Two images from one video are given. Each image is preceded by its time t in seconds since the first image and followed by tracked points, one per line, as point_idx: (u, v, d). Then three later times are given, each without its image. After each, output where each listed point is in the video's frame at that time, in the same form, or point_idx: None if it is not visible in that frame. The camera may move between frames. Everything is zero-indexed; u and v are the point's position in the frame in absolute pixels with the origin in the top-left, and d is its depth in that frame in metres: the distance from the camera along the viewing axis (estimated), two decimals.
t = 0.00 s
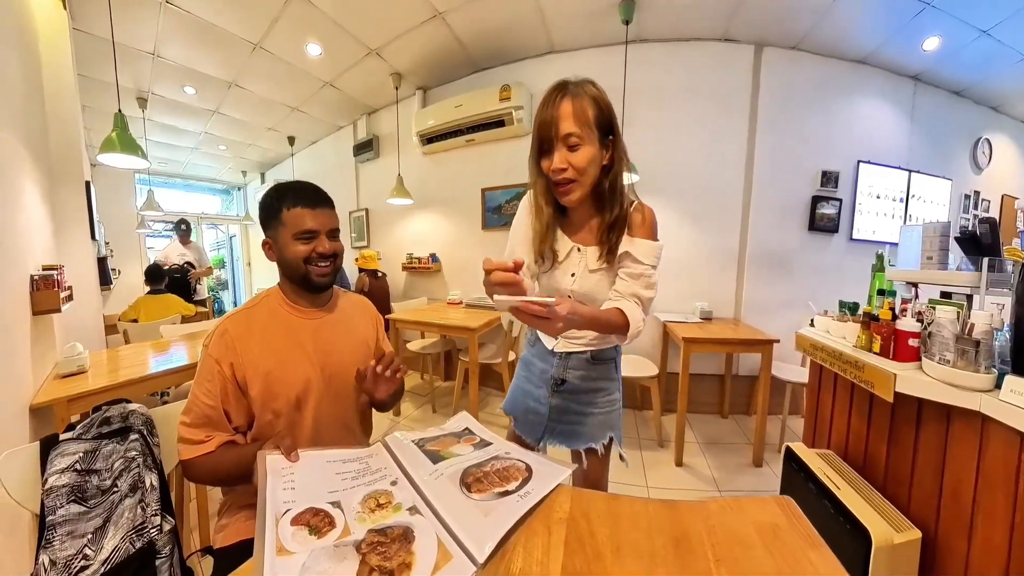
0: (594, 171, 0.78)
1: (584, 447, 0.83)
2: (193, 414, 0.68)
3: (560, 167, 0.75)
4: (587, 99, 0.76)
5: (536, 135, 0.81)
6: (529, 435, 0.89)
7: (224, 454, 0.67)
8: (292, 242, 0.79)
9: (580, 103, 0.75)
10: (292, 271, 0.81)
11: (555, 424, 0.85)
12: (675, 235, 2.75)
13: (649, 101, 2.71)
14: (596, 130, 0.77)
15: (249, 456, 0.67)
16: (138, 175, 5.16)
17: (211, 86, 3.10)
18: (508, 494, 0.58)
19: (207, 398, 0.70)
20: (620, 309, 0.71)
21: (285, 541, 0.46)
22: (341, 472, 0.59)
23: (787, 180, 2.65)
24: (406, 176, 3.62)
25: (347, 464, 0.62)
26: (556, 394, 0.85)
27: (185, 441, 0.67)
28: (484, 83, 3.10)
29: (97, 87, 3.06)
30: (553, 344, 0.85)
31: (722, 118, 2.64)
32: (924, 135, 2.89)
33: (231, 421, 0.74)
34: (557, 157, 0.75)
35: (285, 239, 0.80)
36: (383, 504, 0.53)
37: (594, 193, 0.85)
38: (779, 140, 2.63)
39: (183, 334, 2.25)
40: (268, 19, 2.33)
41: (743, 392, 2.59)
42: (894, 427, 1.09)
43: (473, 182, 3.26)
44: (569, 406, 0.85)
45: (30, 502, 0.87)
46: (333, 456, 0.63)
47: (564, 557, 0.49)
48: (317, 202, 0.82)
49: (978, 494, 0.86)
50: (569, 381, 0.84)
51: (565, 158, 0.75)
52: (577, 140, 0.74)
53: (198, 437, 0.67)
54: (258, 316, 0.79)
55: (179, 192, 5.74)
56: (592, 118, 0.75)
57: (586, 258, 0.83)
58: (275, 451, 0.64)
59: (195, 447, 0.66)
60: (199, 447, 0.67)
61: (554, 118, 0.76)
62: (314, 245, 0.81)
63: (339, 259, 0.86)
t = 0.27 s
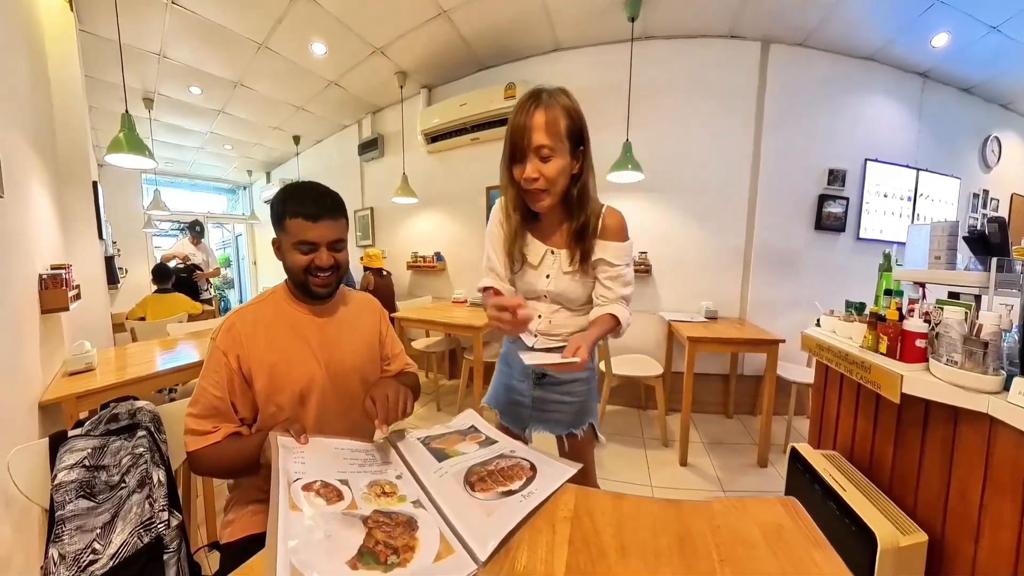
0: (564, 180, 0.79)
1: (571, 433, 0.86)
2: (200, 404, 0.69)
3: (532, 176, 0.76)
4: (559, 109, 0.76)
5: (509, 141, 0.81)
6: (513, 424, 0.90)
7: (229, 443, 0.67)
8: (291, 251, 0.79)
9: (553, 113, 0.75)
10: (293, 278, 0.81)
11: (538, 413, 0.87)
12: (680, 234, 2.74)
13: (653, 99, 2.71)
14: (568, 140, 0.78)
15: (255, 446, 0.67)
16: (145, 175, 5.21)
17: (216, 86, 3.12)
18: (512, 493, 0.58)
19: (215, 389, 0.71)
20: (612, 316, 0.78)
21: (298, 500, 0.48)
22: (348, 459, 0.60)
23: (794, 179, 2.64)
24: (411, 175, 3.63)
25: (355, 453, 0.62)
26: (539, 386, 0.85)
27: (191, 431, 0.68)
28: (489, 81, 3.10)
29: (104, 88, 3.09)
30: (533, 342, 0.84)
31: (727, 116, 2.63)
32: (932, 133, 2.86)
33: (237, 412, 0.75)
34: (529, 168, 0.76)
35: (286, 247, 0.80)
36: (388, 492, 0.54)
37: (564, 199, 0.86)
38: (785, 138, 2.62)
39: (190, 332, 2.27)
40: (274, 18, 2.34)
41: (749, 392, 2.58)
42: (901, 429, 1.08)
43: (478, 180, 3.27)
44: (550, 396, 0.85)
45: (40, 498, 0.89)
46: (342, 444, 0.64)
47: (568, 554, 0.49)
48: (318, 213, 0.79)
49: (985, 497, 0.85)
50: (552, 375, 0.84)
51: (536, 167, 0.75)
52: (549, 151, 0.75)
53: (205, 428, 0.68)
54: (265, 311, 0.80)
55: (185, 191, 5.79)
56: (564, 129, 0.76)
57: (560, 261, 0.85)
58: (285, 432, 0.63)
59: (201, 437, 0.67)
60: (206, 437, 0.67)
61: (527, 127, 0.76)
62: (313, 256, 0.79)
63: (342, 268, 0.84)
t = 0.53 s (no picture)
0: (559, 188, 0.81)
1: (553, 423, 0.85)
2: (208, 398, 0.70)
3: (530, 183, 0.77)
4: (560, 120, 0.77)
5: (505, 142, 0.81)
6: (502, 413, 0.91)
7: (237, 437, 0.67)
8: (309, 248, 0.80)
9: (556, 125, 0.76)
10: (308, 277, 0.82)
11: (526, 404, 0.87)
12: (685, 233, 2.73)
13: (658, 98, 2.70)
14: (566, 153, 0.79)
15: (261, 441, 0.67)
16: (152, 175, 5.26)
17: (222, 86, 3.14)
18: (515, 491, 0.58)
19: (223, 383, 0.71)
20: (596, 326, 0.82)
21: (307, 480, 0.50)
22: (355, 452, 0.61)
23: (801, 177, 2.62)
24: (416, 174, 3.65)
25: (361, 446, 0.63)
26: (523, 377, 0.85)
27: (199, 424, 0.68)
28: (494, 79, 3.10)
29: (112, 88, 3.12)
30: (519, 336, 0.90)
31: (733, 114, 2.61)
32: (940, 131, 2.83)
33: (244, 407, 0.75)
34: (525, 173, 0.76)
35: (303, 245, 0.80)
36: (392, 487, 0.55)
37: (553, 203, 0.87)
38: (792, 135, 2.60)
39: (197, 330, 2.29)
40: (279, 17, 2.35)
41: (754, 392, 2.57)
42: (907, 431, 1.07)
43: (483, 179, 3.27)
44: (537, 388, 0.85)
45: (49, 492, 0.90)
46: (349, 438, 0.64)
47: (571, 552, 0.49)
48: (337, 212, 0.81)
49: (993, 499, 0.85)
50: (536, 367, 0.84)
51: (534, 174, 0.76)
52: (549, 161, 0.76)
53: (212, 421, 0.69)
54: (273, 307, 0.81)
55: (191, 190, 5.84)
56: (564, 142, 0.77)
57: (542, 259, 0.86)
58: (295, 424, 0.63)
59: (209, 430, 0.68)
60: (213, 430, 0.68)
61: (529, 133, 0.76)
62: (330, 256, 0.80)
63: (355, 268, 0.85)
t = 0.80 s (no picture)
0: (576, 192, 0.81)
1: (561, 418, 0.85)
2: (214, 395, 0.70)
3: (549, 182, 0.76)
4: (585, 125, 0.76)
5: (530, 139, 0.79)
6: (510, 409, 0.91)
7: (244, 434, 0.68)
8: (321, 247, 0.80)
9: (582, 130, 0.76)
10: (319, 275, 0.82)
11: (535, 400, 0.87)
12: (690, 232, 2.72)
13: (663, 96, 2.69)
14: (586, 159, 0.79)
15: (267, 438, 0.67)
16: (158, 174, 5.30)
17: (227, 86, 3.16)
18: (519, 490, 0.58)
19: (229, 380, 0.72)
20: (598, 328, 0.81)
21: (312, 480, 0.50)
22: (360, 449, 0.61)
23: (807, 176, 2.61)
24: (420, 172, 3.66)
25: (366, 444, 0.63)
26: (534, 373, 0.86)
27: (205, 420, 0.69)
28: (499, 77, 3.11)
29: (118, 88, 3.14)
30: (529, 334, 0.91)
31: (738, 112, 2.60)
32: (949, 129, 2.81)
33: (250, 404, 0.76)
34: (546, 172, 0.76)
35: (315, 243, 0.80)
36: (397, 484, 0.55)
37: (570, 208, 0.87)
38: (798, 133, 2.59)
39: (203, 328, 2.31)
40: (284, 17, 2.37)
41: (759, 392, 2.56)
42: (913, 433, 1.06)
43: (487, 178, 3.28)
44: (546, 384, 0.86)
45: (58, 488, 0.91)
46: (355, 435, 0.65)
47: (575, 551, 0.49)
48: (350, 212, 0.82)
49: (1000, 502, 0.84)
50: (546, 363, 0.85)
51: (555, 175, 0.75)
52: (571, 164, 0.76)
53: (218, 418, 0.69)
54: (280, 306, 0.81)
55: (197, 190, 5.89)
56: (586, 147, 0.77)
57: (553, 262, 0.86)
58: (300, 422, 0.64)
59: (214, 427, 0.68)
60: (218, 427, 0.68)
61: (554, 133, 0.75)
62: (342, 254, 0.80)
63: (367, 267, 0.86)
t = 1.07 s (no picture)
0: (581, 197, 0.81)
1: (565, 413, 0.85)
2: (222, 392, 0.71)
3: (555, 187, 0.76)
4: (595, 131, 0.76)
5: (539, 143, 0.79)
6: (513, 405, 0.91)
7: (249, 431, 0.68)
8: (328, 244, 0.80)
9: (592, 135, 0.75)
10: (326, 272, 0.82)
11: (538, 396, 0.88)
12: (695, 231, 2.72)
13: (668, 94, 2.69)
14: (595, 164, 0.79)
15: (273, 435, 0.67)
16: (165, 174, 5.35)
17: (232, 86, 3.18)
18: (523, 488, 0.58)
19: (236, 377, 0.72)
20: (601, 327, 0.81)
21: (318, 476, 0.50)
22: (365, 447, 0.62)
23: (813, 175, 2.59)
24: (425, 171, 3.67)
25: (371, 441, 0.64)
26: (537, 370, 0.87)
27: (212, 417, 0.69)
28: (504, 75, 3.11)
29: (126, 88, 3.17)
30: (532, 333, 0.91)
31: (744, 110, 2.59)
32: (958, 127, 2.78)
33: (257, 402, 0.76)
34: (552, 178, 0.76)
35: (322, 241, 0.81)
36: (402, 482, 0.55)
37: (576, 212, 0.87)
38: (804, 131, 2.57)
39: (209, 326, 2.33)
40: (289, 17, 2.38)
41: (764, 392, 2.54)
42: (920, 435, 1.05)
43: (491, 177, 3.28)
44: (549, 379, 0.86)
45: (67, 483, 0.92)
46: (360, 433, 0.65)
47: (579, 549, 0.49)
48: (358, 210, 0.83)
49: (1007, 505, 0.83)
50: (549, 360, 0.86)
51: (563, 182, 0.75)
52: (579, 170, 0.75)
53: (225, 415, 0.70)
54: (286, 304, 0.82)
55: (203, 189, 5.93)
56: (595, 153, 0.77)
57: (557, 265, 0.87)
58: (306, 420, 0.64)
59: (221, 423, 0.69)
60: (225, 423, 0.69)
61: (565, 138, 0.74)
62: (349, 252, 0.81)
63: (373, 265, 0.86)
